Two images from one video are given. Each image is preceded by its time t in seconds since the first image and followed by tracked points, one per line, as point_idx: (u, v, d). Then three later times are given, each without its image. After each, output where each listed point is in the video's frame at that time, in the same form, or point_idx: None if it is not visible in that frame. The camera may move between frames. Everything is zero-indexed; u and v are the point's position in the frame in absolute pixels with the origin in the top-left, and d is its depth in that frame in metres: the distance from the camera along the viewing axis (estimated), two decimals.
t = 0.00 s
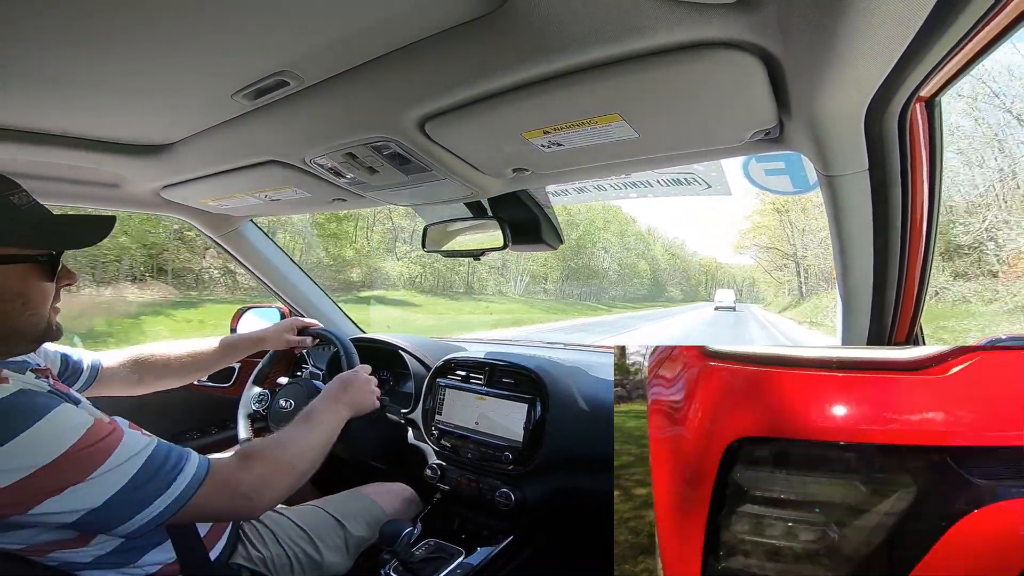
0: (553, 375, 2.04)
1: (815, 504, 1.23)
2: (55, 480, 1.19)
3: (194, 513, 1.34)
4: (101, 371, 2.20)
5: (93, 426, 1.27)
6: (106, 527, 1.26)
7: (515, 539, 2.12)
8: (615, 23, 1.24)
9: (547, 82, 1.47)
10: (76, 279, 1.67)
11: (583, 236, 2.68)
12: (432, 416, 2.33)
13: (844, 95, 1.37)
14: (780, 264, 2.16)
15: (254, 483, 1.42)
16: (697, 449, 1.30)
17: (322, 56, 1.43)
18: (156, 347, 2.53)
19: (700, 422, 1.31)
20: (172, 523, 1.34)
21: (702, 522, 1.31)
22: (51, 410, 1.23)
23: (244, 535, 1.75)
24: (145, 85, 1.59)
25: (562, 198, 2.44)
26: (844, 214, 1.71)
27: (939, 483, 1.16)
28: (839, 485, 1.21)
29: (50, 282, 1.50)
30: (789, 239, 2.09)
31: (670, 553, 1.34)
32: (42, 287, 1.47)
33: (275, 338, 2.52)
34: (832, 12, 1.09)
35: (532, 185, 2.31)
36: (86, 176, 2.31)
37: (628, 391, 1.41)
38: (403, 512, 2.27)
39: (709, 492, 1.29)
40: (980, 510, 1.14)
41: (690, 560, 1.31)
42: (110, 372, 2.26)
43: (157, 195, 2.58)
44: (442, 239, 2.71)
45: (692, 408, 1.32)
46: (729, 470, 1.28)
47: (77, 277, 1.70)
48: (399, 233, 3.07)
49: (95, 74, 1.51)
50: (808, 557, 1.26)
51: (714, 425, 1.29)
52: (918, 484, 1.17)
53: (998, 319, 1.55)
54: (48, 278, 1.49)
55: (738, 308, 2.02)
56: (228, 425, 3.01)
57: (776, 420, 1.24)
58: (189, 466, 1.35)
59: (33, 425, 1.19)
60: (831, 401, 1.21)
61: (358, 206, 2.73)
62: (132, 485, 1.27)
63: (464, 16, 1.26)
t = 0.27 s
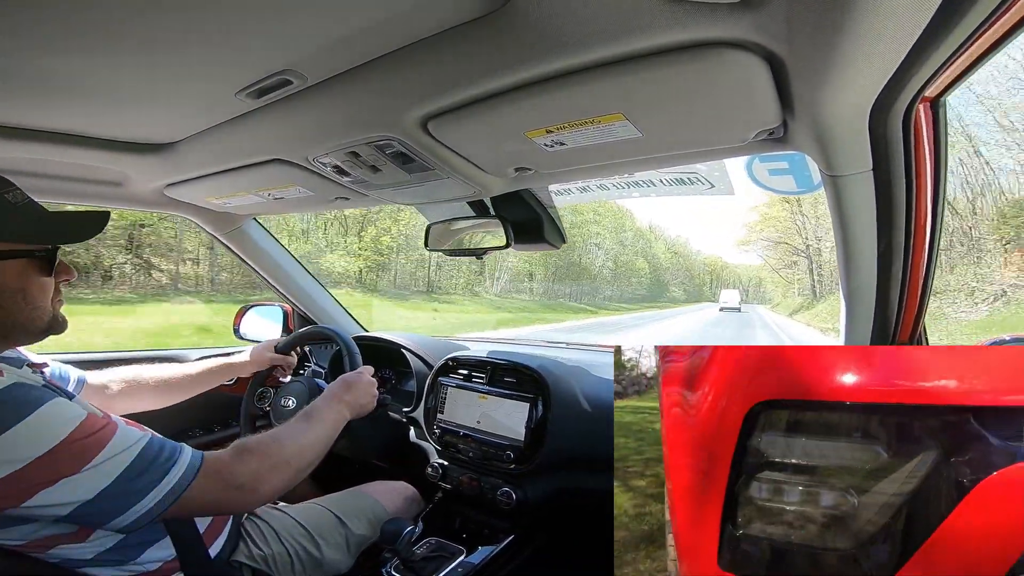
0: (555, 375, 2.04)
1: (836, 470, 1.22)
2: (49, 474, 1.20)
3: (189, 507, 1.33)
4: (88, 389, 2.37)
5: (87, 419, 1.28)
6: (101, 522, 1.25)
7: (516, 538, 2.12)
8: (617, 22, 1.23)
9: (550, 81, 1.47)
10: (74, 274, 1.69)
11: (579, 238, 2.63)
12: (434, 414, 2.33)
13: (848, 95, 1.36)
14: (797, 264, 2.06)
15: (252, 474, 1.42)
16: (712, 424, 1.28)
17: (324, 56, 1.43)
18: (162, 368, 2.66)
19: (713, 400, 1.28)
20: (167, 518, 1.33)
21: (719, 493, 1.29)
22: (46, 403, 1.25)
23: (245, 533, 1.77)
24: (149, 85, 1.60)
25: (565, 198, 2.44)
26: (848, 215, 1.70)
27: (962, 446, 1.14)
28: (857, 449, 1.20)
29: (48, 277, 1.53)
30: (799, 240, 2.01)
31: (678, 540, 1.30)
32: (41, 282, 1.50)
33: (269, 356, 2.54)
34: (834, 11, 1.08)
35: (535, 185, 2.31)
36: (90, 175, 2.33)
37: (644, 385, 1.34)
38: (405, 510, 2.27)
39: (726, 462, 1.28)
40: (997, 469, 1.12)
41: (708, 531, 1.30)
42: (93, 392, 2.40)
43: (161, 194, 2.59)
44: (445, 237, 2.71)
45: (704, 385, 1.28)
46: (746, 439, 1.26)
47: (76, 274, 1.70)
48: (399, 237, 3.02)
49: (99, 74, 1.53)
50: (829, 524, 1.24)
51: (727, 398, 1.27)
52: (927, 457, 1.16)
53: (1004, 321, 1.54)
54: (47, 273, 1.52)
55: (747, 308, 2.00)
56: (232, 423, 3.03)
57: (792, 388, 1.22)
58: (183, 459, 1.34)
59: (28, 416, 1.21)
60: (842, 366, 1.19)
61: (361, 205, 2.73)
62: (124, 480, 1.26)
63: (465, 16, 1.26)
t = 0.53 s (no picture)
0: (558, 375, 2.04)
1: (840, 434, 1.35)
2: (47, 454, 1.19)
3: (195, 486, 1.30)
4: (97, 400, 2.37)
5: (85, 399, 1.26)
6: (102, 505, 1.22)
7: (518, 538, 2.12)
8: (621, 22, 1.23)
9: (553, 80, 1.47)
10: (82, 272, 1.68)
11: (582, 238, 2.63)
12: (436, 414, 2.34)
13: (852, 96, 1.36)
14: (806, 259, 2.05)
15: (263, 451, 1.42)
16: (722, 399, 1.41)
17: (327, 55, 1.44)
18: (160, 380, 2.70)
19: (720, 381, 1.42)
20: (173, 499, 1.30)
21: (730, 459, 1.41)
22: (44, 383, 1.24)
23: (248, 531, 1.76)
24: (153, 84, 1.60)
25: (568, 198, 2.44)
26: (852, 217, 1.70)
27: (956, 412, 1.27)
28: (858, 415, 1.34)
29: (56, 275, 1.52)
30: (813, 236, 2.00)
31: (689, 518, 1.41)
32: (49, 280, 1.49)
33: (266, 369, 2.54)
34: (839, 11, 1.08)
35: (538, 185, 2.31)
36: (94, 174, 2.34)
37: (641, 381, 1.50)
38: (406, 509, 2.28)
39: (737, 431, 1.41)
40: (990, 446, 1.23)
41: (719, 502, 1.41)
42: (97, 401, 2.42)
43: (166, 192, 2.60)
44: (448, 237, 2.72)
45: (711, 371, 1.42)
46: (754, 413, 1.40)
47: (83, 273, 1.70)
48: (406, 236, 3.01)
49: (104, 73, 1.54)
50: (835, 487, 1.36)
51: (733, 376, 1.41)
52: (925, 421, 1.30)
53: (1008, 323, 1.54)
54: (55, 271, 1.51)
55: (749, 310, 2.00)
56: (235, 421, 3.04)
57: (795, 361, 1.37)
58: (184, 437, 1.31)
59: (26, 399, 1.20)
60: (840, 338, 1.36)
61: (364, 204, 2.74)
62: (122, 458, 1.23)
63: (468, 16, 1.26)
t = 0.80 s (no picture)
0: (561, 375, 2.03)
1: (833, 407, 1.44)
2: (52, 444, 1.19)
3: (198, 481, 1.31)
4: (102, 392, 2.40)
5: (90, 389, 1.26)
6: (106, 497, 1.23)
7: (520, 538, 2.12)
8: (624, 21, 1.23)
9: (556, 80, 1.47)
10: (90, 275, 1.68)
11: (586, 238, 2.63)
12: (439, 414, 2.34)
13: (857, 97, 1.35)
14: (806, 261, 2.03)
15: (267, 447, 1.43)
16: (718, 385, 1.52)
17: (330, 55, 1.44)
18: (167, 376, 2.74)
19: (715, 365, 1.53)
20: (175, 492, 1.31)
21: (727, 435, 1.52)
22: (48, 373, 1.24)
23: (250, 530, 1.75)
24: (156, 83, 1.61)
25: (571, 198, 2.44)
26: (857, 218, 1.69)
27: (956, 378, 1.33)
28: (853, 386, 1.42)
29: (65, 278, 1.52)
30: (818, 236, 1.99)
31: (687, 510, 1.54)
32: (58, 283, 1.50)
33: (271, 366, 2.57)
34: (843, 12, 1.08)
35: (541, 185, 2.32)
36: (100, 174, 2.35)
37: (634, 378, 1.61)
38: (409, 508, 2.28)
39: (734, 412, 1.51)
40: (985, 421, 1.30)
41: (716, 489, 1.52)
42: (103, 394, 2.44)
43: (170, 192, 2.61)
44: (452, 237, 2.72)
45: (704, 358, 1.53)
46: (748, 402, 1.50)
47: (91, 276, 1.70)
48: (415, 234, 3.05)
49: (108, 72, 1.54)
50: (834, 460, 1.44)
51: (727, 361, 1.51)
52: (927, 389, 1.35)
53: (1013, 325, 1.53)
54: (63, 274, 1.52)
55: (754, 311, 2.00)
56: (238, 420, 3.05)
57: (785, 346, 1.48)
58: (189, 429, 1.32)
59: (26, 395, 1.19)
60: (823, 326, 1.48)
61: (368, 204, 2.75)
62: (128, 449, 1.24)
63: (472, 15, 1.26)
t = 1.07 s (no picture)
0: (564, 376, 2.04)
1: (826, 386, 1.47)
2: (61, 443, 1.20)
3: (202, 481, 1.31)
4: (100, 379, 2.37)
5: (101, 390, 1.28)
6: (113, 497, 1.23)
7: (523, 538, 2.12)
8: (627, 22, 1.22)
9: (559, 81, 1.47)
10: (95, 279, 1.67)
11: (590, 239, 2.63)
12: (442, 414, 2.34)
13: (860, 97, 1.35)
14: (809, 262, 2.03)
15: (274, 447, 1.44)
16: (711, 371, 1.55)
17: (333, 56, 1.44)
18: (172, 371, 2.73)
19: (703, 359, 1.56)
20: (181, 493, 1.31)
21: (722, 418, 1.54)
22: (62, 375, 1.27)
23: (254, 530, 1.74)
24: (160, 84, 1.61)
25: (574, 198, 2.43)
26: (861, 218, 1.69)
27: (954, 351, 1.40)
28: (846, 363, 1.45)
29: (71, 281, 1.53)
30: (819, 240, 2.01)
31: (683, 503, 1.56)
32: (65, 287, 1.50)
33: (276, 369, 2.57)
34: (847, 11, 1.08)
35: (544, 186, 2.32)
36: (105, 175, 2.37)
37: (627, 378, 1.63)
38: (412, 508, 2.29)
39: (727, 395, 1.54)
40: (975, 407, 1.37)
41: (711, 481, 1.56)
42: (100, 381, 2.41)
43: (174, 192, 2.62)
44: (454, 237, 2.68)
45: (694, 350, 1.56)
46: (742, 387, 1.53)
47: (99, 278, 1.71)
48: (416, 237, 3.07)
49: (112, 73, 1.55)
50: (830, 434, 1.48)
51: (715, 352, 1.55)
52: (923, 357, 1.42)
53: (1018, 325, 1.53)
54: (70, 278, 1.52)
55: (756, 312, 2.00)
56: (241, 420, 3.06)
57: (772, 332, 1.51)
58: (195, 431, 1.32)
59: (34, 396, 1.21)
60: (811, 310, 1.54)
61: (371, 205, 2.75)
62: (132, 450, 1.24)
63: (475, 16, 1.27)
